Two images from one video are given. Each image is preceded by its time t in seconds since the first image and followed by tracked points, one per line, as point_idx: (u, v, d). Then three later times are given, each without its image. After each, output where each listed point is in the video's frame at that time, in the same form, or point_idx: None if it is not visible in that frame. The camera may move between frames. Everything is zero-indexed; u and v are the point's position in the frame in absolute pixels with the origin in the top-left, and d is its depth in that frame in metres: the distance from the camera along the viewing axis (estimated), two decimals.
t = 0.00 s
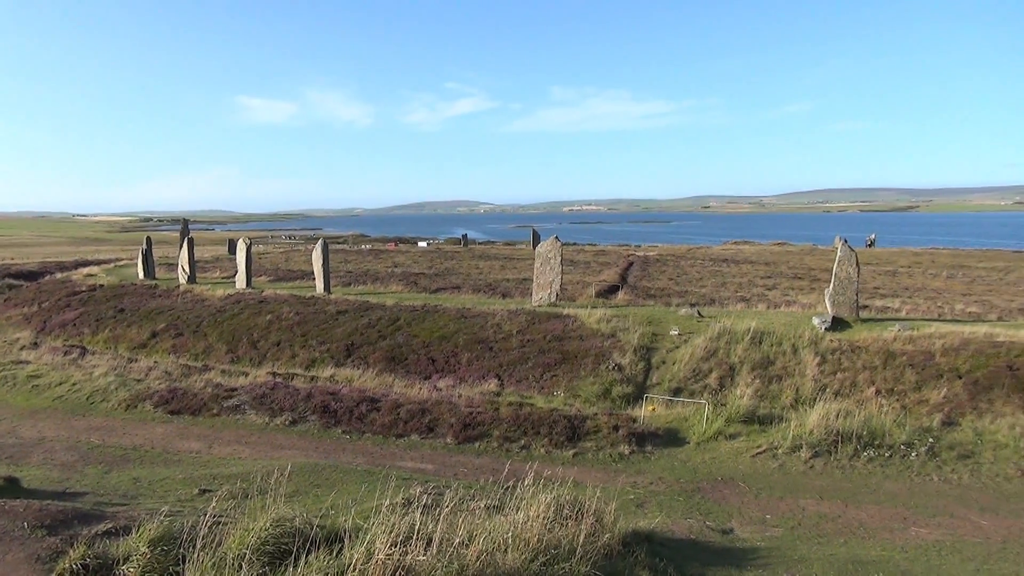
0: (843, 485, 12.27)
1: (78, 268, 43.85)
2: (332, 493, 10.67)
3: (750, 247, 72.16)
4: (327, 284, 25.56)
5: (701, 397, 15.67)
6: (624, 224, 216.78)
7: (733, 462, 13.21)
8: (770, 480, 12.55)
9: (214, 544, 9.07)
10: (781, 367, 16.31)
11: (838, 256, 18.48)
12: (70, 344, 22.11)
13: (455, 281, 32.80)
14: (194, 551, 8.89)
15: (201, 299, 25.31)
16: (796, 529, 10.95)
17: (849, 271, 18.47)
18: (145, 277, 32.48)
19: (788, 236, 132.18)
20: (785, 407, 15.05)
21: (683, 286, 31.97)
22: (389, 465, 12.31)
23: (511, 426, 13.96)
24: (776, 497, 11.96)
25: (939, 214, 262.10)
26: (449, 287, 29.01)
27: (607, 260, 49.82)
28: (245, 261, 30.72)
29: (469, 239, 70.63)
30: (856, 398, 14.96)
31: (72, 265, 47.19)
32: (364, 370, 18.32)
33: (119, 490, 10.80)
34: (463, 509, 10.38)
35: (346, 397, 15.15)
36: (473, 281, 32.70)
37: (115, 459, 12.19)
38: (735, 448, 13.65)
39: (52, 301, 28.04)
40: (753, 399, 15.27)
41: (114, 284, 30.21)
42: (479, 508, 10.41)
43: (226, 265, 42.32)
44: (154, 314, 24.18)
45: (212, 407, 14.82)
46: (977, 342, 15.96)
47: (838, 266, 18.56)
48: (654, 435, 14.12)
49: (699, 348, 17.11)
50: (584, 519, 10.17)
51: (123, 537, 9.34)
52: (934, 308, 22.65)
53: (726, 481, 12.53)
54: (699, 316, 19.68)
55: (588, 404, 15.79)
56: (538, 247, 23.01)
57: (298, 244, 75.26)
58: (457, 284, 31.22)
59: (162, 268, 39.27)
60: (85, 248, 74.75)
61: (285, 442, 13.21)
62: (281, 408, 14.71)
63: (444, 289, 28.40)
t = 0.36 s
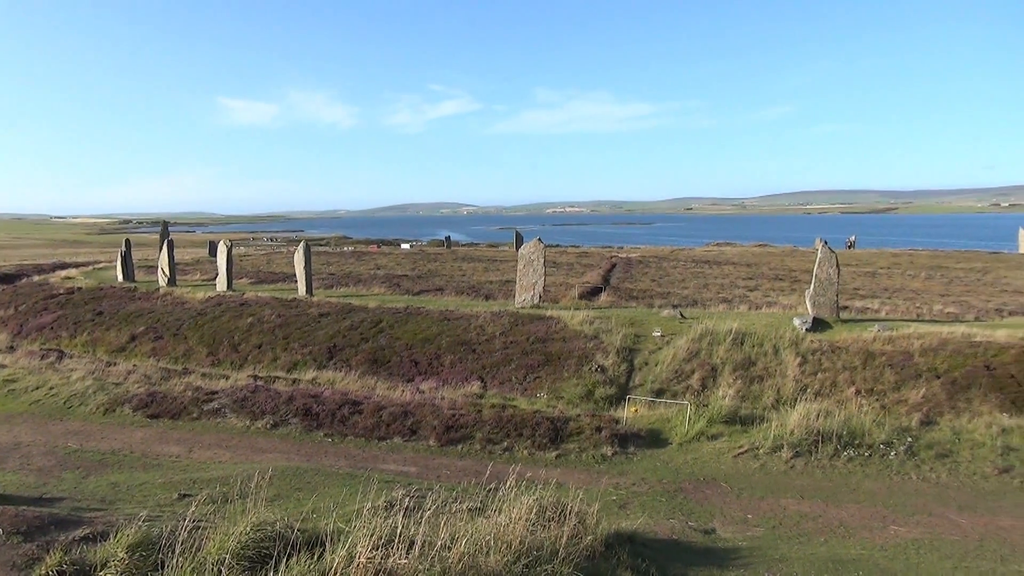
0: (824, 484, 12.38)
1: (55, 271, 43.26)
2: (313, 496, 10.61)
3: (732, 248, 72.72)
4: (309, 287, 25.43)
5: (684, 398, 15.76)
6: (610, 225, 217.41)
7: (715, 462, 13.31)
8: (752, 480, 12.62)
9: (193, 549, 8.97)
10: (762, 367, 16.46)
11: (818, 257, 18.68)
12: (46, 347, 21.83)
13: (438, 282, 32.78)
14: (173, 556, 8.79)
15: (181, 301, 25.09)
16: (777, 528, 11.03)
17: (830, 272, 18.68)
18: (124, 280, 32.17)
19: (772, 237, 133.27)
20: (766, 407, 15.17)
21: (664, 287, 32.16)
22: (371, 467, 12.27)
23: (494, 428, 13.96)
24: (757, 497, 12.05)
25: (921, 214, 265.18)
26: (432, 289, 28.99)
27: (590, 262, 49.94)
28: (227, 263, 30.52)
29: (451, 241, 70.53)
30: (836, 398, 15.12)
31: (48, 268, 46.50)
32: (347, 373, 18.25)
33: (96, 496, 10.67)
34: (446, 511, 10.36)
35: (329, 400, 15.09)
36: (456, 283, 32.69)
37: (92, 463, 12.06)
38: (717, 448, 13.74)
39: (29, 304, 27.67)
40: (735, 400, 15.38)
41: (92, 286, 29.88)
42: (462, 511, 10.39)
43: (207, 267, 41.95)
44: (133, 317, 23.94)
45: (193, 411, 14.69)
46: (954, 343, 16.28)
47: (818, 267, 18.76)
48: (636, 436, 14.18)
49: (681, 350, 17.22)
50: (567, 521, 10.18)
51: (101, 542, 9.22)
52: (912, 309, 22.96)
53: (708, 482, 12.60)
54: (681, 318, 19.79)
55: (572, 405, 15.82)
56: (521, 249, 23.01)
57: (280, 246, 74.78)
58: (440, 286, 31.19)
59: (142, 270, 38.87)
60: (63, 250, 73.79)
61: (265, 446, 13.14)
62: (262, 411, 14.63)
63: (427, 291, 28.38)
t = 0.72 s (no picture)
0: (802, 483, 12.50)
1: (29, 274, 42.57)
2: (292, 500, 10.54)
3: (713, 249, 73.30)
4: (286, 287, 25.33)
5: (664, 399, 15.84)
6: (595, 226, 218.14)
7: (695, 462, 13.40)
8: (731, 480, 12.71)
9: (170, 554, 8.86)
10: (741, 368, 16.61)
11: (796, 258, 18.89)
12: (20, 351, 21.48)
13: (420, 285, 32.72)
14: (149, 562, 8.67)
15: (159, 304, 24.83)
16: (756, 528, 11.11)
17: (808, 273, 18.90)
18: (100, 283, 31.77)
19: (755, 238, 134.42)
20: (745, 407, 15.30)
21: (645, 289, 32.32)
22: (351, 471, 12.22)
23: (475, 429, 13.95)
24: (737, 496, 12.13)
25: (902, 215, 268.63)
26: (413, 291, 28.94)
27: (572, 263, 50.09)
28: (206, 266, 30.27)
29: (432, 243, 70.46)
30: (814, 398, 15.28)
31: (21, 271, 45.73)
32: (328, 375, 18.16)
33: (71, 502, 10.51)
34: (427, 514, 10.33)
35: (308, 403, 15.00)
36: (437, 285, 32.66)
37: (66, 469, 11.89)
38: (697, 448, 13.83)
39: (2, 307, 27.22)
40: (714, 400, 15.49)
41: (67, 290, 29.45)
42: (442, 513, 10.37)
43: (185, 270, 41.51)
44: (110, 320, 23.66)
45: (170, 415, 14.54)
46: (930, 342, 16.56)
47: (796, 268, 18.95)
48: (616, 436, 14.25)
49: (661, 351, 17.34)
50: (547, 522, 10.19)
51: (76, 549, 9.08)
52: (888, 309, 23.28)
53: (687, 482, 12.67)
54: (661, 319, 19.93)
55: (552, 405, 15.84)
56: (501, 250, 23.13)
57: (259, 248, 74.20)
58: (422, 287, 31.16)
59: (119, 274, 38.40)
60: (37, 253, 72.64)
61: (243, 449, 13.03)
62: (241, 414, 14.51)
63: (407, 293, 28.32)
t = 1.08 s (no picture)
0: (785, 482, 12.60)
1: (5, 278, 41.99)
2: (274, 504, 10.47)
3: (697, 250, 73.67)
4: (270, 291, 25.07)
5: (647, 399, 15.93)
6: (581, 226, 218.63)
7: (679, 462, 13.47)
8: (714, 480, 12.77)
9: (150, 560, 8.77)
10: (724, 368, 16.75)
11: (778, 259, 19.08)
12: None
13: (403, 287, 32.64)
14: (128, 567, 8.56)
15: (139, 308, 24.58)
16: (740, 527, 11.18)
17: (790, 273, 19.09)
18: (78, 286, 31.38)
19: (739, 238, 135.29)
20: (728, 407, 15.41)
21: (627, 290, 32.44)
22: (334, 474, 12.17)
23: (459, 431, 13.94)
24: (720, 496, 12.21)
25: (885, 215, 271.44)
26: (396, 293, 28.89)
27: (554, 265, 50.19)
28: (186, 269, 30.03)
29: (414, 245, 70.26)
30: (796, 397, 15.41)
31: None
32: (311, 379, 18.07)
33: (49, 508, 10.38)
34: (410, 517, 10.29)
35: (290, 406, 14.93)
36: (421, 287, 32.60)
37: (43, 476, 11.73)
38: (681, 448, 13.91)
39: None
40: (698, 400, 15.59)
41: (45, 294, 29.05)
42: (426, 515, 10.34)
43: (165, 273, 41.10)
44: (89, 324, 23.39)
45: (151, 420, 14.41)
46: (910, 341, 16.79)
47: (778, 268, 19.13)
48: (600, 438, 14.29)
49: (644, 351, 17.44)
50: (531, 523, 10.19)
51: (53, 556, 8.95)
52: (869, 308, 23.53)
53: (670, 482, 12.73)
54: (645, 320, 20.02)
55: (536, 406, 15.86)
56: (483, 252, 23.23)
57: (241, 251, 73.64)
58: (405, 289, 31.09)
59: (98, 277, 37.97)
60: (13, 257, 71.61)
61: (224, 454, 12.94)
62: (222, 418, 14.42)
63: (390, 295, 28.26)
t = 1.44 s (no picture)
0: (766, 481, 12.70)
1: None
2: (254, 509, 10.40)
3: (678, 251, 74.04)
4: (250, 295, 24.89)
5: (629, 400, 16.01)
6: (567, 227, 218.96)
7: (660, 462, 13.54)
8: (696, 479, 12.86)
9: (128, 566, 8.67)
10: (705, 368, 16.87)
11: (758, 259, 19.26)
12: None
13: (384, 289, 32.53)
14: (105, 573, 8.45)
15: (117, 312, 24.30)
16: (721, 525, 11.27)
17: (769, 273, 19.29)
18: (54, 291, 30.96)
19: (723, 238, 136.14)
20: (710, 407, 15.52)
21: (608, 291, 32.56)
22: (316, 478, 12.12)
23: (441, 433, 13.93)
24: (702, 495, 12.29)
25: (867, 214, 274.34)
26: (378, 295, 28.81)
27: (537, 266, 50.24)
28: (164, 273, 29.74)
29: (396, 248, 69.96)
30: (776, 396, 15.55)
31: None
32: (293, 382, 17.97)
33: (25, 516, 10.23)
34: (392, 520, 10.27)
35: (271, 410, 14.83)
36: (403, 290, 32.51)
37: (17, 483, 11.56)
38: (663, 447, 13.99)
39: None
40: (679, 400, 15.69)
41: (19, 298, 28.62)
42: (408, 518, 10.32)
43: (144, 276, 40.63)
44: (65, 329, 23.09)
45: (130, 426, 14.26)
46: (887, 340, 17.01)
47: (759, 268, 19.32)
48: (582, 438, 14.34)
49: (626, 352, 17.54)
50: (513, 525, 10.20)
51: (29, 563, 8.82)
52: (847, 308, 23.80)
53: (652, 482, 12.80)
54: (627, 321, 20.13)
55: (519, 407, 15.88)
56: (466, 254, 23.26)
57: (220, 254, 72.90)
58: (387, 292, 31.01)
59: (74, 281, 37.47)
60: None
61: (204, 459, 12.84)
62: (202, 422, 14.30)
63: (372, 297, 28.15)
